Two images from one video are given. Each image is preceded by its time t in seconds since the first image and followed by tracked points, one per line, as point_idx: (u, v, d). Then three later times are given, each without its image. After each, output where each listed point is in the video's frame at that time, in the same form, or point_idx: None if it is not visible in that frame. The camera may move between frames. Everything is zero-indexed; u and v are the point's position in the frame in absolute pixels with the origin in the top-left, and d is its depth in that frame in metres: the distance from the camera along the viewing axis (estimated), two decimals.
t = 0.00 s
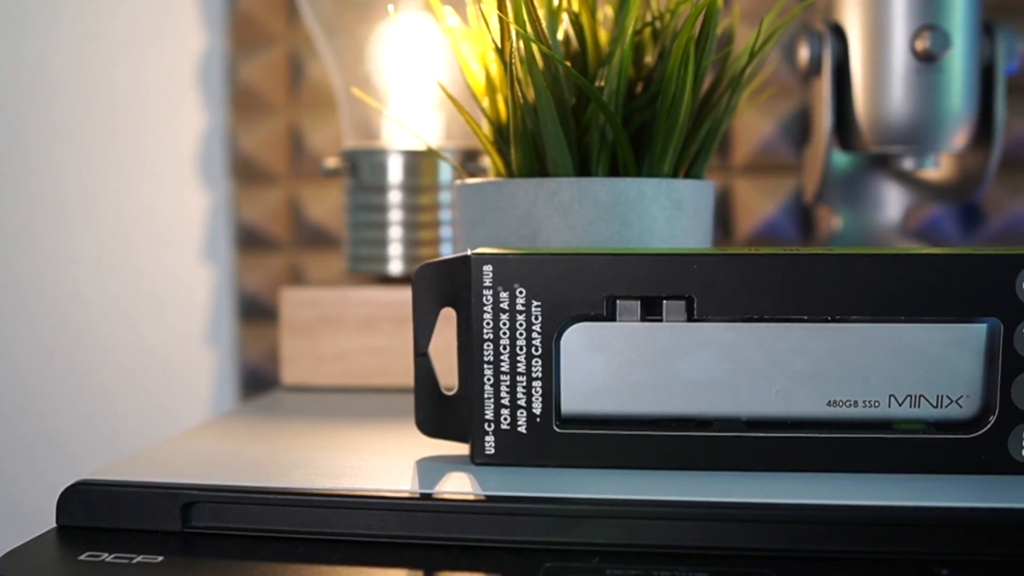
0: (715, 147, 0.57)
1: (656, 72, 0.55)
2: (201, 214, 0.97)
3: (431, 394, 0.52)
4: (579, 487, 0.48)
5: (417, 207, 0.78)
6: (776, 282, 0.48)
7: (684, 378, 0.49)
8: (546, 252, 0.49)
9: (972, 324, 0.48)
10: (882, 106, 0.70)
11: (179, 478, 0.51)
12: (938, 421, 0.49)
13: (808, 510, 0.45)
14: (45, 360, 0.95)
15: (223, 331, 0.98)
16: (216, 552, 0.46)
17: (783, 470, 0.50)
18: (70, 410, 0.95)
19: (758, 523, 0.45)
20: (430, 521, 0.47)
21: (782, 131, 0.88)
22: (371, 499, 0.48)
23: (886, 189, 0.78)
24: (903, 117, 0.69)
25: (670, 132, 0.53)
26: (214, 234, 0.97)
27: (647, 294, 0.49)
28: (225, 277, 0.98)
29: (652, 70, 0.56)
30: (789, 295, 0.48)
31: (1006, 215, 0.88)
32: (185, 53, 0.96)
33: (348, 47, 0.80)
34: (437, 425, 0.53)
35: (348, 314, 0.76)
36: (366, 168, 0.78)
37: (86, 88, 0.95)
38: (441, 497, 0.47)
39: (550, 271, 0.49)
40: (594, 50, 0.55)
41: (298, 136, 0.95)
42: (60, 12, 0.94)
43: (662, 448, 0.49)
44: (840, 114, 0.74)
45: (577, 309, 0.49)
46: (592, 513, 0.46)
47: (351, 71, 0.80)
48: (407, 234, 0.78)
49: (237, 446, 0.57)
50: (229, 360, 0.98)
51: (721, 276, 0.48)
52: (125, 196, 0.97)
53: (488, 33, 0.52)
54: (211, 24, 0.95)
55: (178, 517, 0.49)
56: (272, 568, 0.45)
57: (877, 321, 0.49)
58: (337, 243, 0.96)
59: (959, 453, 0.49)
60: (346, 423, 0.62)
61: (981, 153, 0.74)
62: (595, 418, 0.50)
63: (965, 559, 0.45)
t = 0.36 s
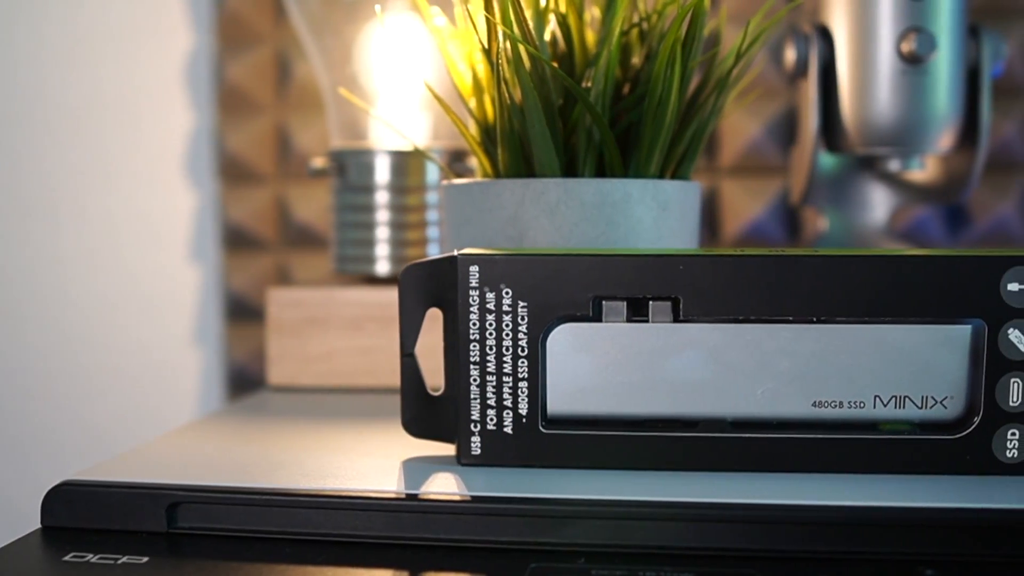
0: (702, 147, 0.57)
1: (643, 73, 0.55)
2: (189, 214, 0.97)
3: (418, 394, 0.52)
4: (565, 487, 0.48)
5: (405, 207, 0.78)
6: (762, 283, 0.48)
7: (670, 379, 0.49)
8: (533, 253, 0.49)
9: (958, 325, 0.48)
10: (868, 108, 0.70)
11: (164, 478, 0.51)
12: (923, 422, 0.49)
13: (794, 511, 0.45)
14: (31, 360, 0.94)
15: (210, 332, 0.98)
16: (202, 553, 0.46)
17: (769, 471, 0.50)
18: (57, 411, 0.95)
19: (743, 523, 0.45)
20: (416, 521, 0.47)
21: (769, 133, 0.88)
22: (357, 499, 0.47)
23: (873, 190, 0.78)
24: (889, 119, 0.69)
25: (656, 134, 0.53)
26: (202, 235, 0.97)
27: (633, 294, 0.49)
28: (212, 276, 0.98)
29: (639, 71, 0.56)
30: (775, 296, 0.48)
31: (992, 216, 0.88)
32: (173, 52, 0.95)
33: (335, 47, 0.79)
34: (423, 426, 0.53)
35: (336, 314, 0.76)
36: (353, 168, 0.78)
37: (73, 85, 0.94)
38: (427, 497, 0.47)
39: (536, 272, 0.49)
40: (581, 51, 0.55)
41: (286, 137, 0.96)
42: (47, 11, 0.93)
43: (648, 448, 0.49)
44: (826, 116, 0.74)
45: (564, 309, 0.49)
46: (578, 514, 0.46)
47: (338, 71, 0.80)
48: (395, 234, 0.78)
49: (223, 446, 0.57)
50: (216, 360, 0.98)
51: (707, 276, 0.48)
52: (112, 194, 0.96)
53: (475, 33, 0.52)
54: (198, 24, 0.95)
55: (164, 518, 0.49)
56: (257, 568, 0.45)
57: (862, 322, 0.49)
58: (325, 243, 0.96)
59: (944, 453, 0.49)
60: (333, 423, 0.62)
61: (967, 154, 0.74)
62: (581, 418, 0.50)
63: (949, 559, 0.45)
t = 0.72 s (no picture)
0: (688, 148, 0.57)
1: (629, 73, 0.55)
2: (176, 214, 0.97)
3: (404, 394, 0.52)
4: (551, 487, 0.48)
5: (392, 207, 0.78)
6: (746, 283, 0.49)
7: (655, 379, 0.49)
8: (519, 253, 0.49)
9: (942, 325, 0.49)
10: (854, 109, 0.70)
11: (150, 479, 0.51)
12: (907, 422, 0.50)
13: (778, 511, 0.45)
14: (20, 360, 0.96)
15: (198, 332, 0.97)
16: (187, 554, 0.46)
17: (754, 471, 0.50)
18: (44, 410, 0.96)
19: (728, 523, 0.45)
20: (401, 522, 0.47)
21: (756, 134, 0.88)
22: (343, 500, 0.47)
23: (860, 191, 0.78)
24: (875, 120, 0.69)
25: (642, 134, 0.53)
26: (189, 235, 0.97)
27: (618, 295, 0.49)
28: (200, 276, 0.97)
29: (625, 71, 0.56)
30: (760, 296, 0.49)
31: (978, 217, 0.89)
32: (160, 52, 0.95)
33: (322, 47, 0.79)
34: (409, 427, 0.52)
35: (323, 314, 0.76)
36: (340, 168, 0.78)
37: (61, 87, 0.95)
38: (413, 498, 0.47)
39: (521, 273, 0.49)
40: (568, 52, 0.55)
41: (274, 137, 0.95)
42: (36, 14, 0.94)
43: (634, 448, 0.50)
44: (813, 117, 0.74)
45: (549, 309, 0.49)
46: (563, 514, 0.46)
47: (326, 71, 0.80)
48: (382, 234, 0.78)
49: (208, 447, 0.57)
50: (204, 360, 0.97)
51: (692, 277, 0.49)
52: (100, 196, 0.96)
53: (461, 34, 0.52)
54: (185, 24, 0.95)
55: (149, 519, 0.49)
56: (242, 569, 0.44)
57: (847, 323, 0.49)
58: (312, 243, 0.96)
59: (928, 453, 0.49)
60: (320, 424, 0.62)
61: (953, 155, 0.74)
62: (567, 419, 0.50)
63: (933, 559, 0.45)
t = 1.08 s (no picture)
0: (674, 149, 0.57)
1: (616, 74, 0.55)
2: (163, 213, 0.97)
3: (390, 395, 0.52)
4: (538, 488, 0.48)
5: (379, 208, 0.78)
6: (732, 283, 0.49)
7: (642, 380, 0.49)
8: (505, 254, 0.49)
9: (927, 325, 0.49)
10: (841, 110, 0.70)
11: (135, 480, 0.51)
12: (893, 422, 0.50)
13: (764, 511, 0.45)
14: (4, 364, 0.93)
15: (185, 332, 0.97)
16: (173, 556, 0.46)
17: (739, 471, 0.50)
18: (29, 413, 0.94)
19: (715, 523, 0.45)
20: (388, 523, 0.47)
21: (743, 134, 0.88)
22: (329, 501, 0.47)
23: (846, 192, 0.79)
24: (862, 120, 0.70)
25: (628, 134, 0.53)
26: (176, 236, 0.97)
27: (605, 295, 0.49)
28: (187, 276, 0.97)
29: (612, 72, 0.56)
30: (745, 296, 0.49)
31: (963, 218, 0.89)
32: (147, 51, 0.95)
33: (308, 47, 0.79)
34: (395, 427, 0.52)
35: (310, 315, 0.75)
36: (327, 168, 0.77)
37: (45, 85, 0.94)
38: (399, 499, 0.47)
39: (507, 273, 0.49)
40: (554, 53, 0.55)
41: (260, 137, 0.95)
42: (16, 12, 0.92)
43: (620, 449, 0.50)
44: (799, 118, 0.74)
45: (536, 310, 0.49)
46: (550, 515, 0.46)
47: (313, 71, 0.80)
48: (369, 234, 0.78)
49: (194, 448, 0.56)
50: (191, 360, 0.97)
51: (678, 277, 0.49)
52: (86, 196, 0.96)
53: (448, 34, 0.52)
54: (172, 23, 0.95)
55: (134, 521, 0.48)
56: (227, 570, 0.44)
57: (833, 323, 0.49)
58: (299, 243, 0.96)
59: (914, 453, 0.49)
60: (306, 425, 0.62)
61: (939, 156, 0.75)
62: (553, 419, 0.50)
63: (918, 558, 0.45)
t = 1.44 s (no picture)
0: (661, 150, 0.57)
1: (603, 74, 0.55)
2: (150, 213, 0.96)
3: (377, 396, 0.52)
4: (524, 488, 0.48)
5: (366, 208, 0.77)
6: (718, 283, 0.49)
7: (628, 380, 0.49)
8: (492, 254, 0.49)
9: (912, 326, 0.49)
10: (827, 111, 0.71)
11: (120, 481, 0.50)
12: (879, 422, 0.50)
13: (749, 511, 0.45)
14: None
15: (173, 332, 0.97)
16: (158, 557, 0.46)
17: (725, 472, 0.50)
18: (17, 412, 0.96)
19: (702, 523, 0.45)
20: (374, 523, 0.47)
21: (731, 135, 0.88)
22: (315, 502, 0.47)
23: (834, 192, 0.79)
24: (848, 121, 0.70)
25: (615, 134, 0.53)
26: (163, 236, 0.96)
27: (591, 296, 0.49)
28: (175, 277, 0.96)
29: (599, 72, 0.56)
30: (731, 296, 0.49)
31: (951, 218, 0.90)
32: (134, 51, 0.94)
33: (296, 47, 0.79)
34: (382, 427, 0.52)
35: (297, 315, 0.75)
36: (314, 168, 0.77)
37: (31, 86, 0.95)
38: (385, 499, 0.47)
39: (494, 274, 0.49)
40: (541, 53, 0.55)
41: (248, 137, 0.95)
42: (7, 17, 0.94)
43: (606, 449, 0.50)
44: (786, 119, 0.74)
45: (522, 310, 0.49)
46: (536, 515, 0.46)
47: (300, 71, 0.79)
48: (356, 235, 0.78)
49: (179, 449, 0.56)
50: (179, 361, 0.97)
51: (664, 277, 0.49)
52: (74, 196, 0.96)
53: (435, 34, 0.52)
54: (160, 22, 0.94)
55: (120, 522, 0.48)
56: (213, 572, 0.44)
57: (819, 323, 0.49)
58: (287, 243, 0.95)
59: (900, 452, 0.49)
60: (293, 425, 0.62)
61: (925, 156, 0.75)
62: (540, 419, 0.50)
63: (903, 558, 0.45)
